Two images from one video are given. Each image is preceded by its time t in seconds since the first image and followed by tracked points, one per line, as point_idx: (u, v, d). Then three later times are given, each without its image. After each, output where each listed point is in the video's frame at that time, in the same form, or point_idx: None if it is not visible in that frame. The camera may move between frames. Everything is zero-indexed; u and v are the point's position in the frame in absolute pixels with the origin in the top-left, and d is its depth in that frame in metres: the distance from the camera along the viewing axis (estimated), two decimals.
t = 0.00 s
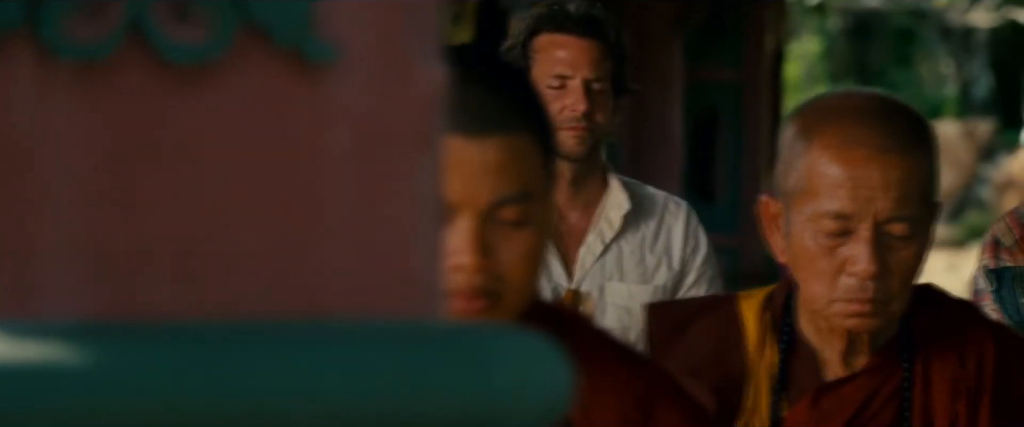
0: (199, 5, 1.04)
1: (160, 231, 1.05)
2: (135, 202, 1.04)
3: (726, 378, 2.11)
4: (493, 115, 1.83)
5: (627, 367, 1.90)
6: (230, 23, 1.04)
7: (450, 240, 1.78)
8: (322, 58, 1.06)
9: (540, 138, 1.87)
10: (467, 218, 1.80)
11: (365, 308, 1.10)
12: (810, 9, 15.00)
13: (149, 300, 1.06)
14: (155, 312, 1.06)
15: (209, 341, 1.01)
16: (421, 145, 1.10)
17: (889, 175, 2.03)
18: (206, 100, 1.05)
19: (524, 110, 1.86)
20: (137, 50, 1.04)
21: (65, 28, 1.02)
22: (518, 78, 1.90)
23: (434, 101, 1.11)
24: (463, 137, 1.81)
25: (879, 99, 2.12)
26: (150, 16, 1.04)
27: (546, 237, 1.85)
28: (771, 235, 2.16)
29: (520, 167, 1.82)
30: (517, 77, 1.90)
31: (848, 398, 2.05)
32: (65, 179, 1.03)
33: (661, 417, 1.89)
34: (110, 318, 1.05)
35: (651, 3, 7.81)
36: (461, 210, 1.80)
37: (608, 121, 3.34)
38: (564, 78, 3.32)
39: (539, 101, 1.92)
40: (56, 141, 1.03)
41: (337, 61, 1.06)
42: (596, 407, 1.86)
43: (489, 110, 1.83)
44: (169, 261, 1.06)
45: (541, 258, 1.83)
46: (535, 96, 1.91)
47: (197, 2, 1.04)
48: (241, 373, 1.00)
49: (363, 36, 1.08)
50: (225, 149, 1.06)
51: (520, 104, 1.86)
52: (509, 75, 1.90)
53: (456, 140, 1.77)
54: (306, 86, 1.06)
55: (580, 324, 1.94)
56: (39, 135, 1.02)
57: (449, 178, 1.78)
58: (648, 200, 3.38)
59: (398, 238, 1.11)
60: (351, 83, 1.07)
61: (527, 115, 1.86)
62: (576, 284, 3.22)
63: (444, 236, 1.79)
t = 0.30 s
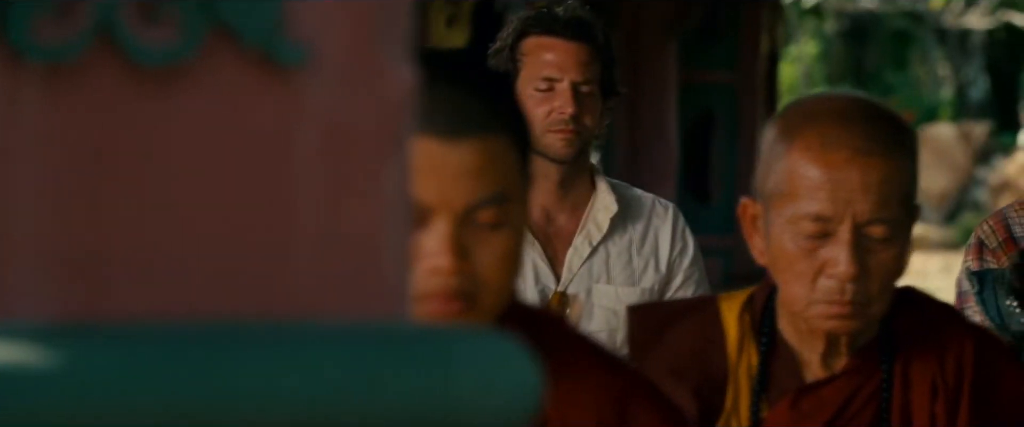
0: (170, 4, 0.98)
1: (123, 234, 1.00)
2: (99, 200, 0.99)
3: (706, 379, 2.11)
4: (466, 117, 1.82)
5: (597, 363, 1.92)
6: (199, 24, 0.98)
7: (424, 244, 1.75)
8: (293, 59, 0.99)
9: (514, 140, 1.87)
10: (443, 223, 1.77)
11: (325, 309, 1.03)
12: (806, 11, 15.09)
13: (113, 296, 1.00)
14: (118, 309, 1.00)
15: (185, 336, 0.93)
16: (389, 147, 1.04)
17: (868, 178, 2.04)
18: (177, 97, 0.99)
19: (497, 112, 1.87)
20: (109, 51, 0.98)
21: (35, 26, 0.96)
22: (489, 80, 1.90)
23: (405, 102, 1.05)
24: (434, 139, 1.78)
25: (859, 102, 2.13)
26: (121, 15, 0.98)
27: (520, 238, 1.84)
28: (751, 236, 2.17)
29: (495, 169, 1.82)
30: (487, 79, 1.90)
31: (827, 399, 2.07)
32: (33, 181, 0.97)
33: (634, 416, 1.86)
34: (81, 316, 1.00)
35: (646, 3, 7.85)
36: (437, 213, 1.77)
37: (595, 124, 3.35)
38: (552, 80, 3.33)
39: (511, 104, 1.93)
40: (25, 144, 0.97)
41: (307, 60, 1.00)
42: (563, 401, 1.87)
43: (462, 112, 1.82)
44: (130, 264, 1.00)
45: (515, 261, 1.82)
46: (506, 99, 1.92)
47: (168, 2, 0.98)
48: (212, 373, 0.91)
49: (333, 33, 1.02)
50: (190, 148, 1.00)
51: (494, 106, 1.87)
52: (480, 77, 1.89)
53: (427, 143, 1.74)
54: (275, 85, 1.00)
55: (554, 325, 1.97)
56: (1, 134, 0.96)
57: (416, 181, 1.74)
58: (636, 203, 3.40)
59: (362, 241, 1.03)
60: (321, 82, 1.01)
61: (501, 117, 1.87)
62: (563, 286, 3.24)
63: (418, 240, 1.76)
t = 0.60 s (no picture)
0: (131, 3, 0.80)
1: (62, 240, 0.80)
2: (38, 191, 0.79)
3: (684, 381, 2.10)
4: (434, 121, 1.81)
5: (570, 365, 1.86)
6: (161, 23, 0.81)
7: (396, 246, 1.72)
8: (253, 62, 0.82)
9: (484, 145, 1.85)
10: (414, 226, 1.74)
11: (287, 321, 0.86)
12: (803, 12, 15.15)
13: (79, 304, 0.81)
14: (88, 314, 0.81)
15: (185, 336, 0.79)
16: (353, 151, 0.88)
17: (844, 181, 2.04)
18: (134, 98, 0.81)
19: (467, 115, 1.85)
20: (66, 52, 0.79)
21: None
22: (457, 84, 1.89)
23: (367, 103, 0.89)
24: (400, 142, 1.77)
25: (834, 105, 2.13)
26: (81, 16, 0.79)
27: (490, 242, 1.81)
28: (728, 239, 2.18)
29: (467, 173, 1.80)
30: (456, 84, 1.89)
31: (804, 401, 2.07)
32: None
33: (604, 417, 1.79)
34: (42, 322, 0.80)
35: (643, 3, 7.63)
36: (408, 215, 1.75)
37: (581, 126, 3.36)
38: (538, 83, 3.33)
39: (480, 108, 1.91)
40: None
41: (268, 63, 0.82)
42: (532, 405, 1.80)
43: (429, 116, 1.81)
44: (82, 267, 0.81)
45: (488, 264, 1.79)
46: (476, 104, 1.90)
47: None
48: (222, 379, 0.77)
49: (293, 30, 0.84)
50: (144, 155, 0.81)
51: (462, 110, 1.85)
52: (448, 80, 1.88)
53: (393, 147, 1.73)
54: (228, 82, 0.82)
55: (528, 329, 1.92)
56: None
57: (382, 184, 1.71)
58: (621, 205, 3.41)
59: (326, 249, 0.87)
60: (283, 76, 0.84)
61: (470, 119, 1.85)
62: (549, 288, 3.24)
63: (387, 243, 1.73)
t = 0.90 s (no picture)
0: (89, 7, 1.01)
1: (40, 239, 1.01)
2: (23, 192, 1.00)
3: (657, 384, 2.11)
4: (398, 116, 1.62)
5: (537, 363, 1.69)
6: (118, 25, 1.01)
7: (362, 249, 1.57)
8: (213, 64, 1.03)
9: (457, 142, 1.68)
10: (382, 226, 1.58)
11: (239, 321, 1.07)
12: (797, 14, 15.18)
13: (49, 297, 1.02)
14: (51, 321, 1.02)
15: (171, 330, 1.04)
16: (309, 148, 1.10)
17: (819, 183, 2.04)
18: (91, 100, 1.01)
19: (438, 110, 1.67)
20: (22, 53, 0.99)
21: None
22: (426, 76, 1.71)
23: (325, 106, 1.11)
24: (360, 138, 1.58)
25: (811, 107, 2.14)
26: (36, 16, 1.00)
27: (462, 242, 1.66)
28: (704, 241, 2.18)
29: (438, 173, 1.62)
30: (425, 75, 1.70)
31: (779, 402, 2.08)
32: None
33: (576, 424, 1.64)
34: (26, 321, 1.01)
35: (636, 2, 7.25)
36: (373, 216, 1.58)
37: (567, 127, 3.35)
38: (525, 84, 3.34)
39: (452, 102, 1.73)
40: None
41: (227, 65, 1.03)
42: (501, 409, 1.63)
43: (392, 111, 1.62)
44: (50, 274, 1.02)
45: (458, 267, 1.64)
46: (449, 99, 1.72)
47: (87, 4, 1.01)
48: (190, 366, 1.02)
49: (247, 34, 1.05)
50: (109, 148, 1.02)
51: (432, 104, 1.66)
52: (415, 71, 1.70)
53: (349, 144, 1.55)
54: (188, 86, 1.03)
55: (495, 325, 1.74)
56: None
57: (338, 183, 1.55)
58: (606, 207, 3.42)
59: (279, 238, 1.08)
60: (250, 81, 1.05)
61: (442, 114, 1.67)
62: (533, 290, 3.24)
63: (350, 246, 1.57)
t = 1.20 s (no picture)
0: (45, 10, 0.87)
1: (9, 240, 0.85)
2: None
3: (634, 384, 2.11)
4: (362, 117, 1.63)
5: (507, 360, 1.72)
6: (75, 28, 0.86)
7: (331, 250, 1.55)
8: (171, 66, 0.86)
9: (423, 143, 1.68)
10: (352, 227, 1.58)
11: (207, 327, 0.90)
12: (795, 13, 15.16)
13: (48, 296, 0.85)
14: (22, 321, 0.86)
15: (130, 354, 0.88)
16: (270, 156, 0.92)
17: (795, 185, 2.04)
18: (39, 103, 0.84)
19: (404, 111, 1.67)
20: None
21: None
22: (392, 77, 1.71)
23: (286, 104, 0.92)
24: (325, 137, 1.55)
25: (787, 109, 2.13)
26: None
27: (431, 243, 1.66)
28: (680, 241, 2.18)
29: (404, 173, 1.63)
30: (392, 76, 1.71)
31: (755, 403, 2.08)
32: None
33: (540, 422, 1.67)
34: None
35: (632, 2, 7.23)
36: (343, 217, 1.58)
37: (552, 127, 3.34)
38: (509, 84, 3.34)
39: (419, 104, 1.73)
40: None
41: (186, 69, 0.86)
42: (469, 407, 1.63)
43: (355, 112, 1.63)
44: (30, 272, 0.84)
45: (427, 268, 1.64)
46: (415, 101, 1.73)
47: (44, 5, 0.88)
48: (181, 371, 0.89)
49: (203, 33, 0.87)
50: (53, 153, 0.85)
51: (398, 105, 1.67)
52: (381, 72, 1.70)
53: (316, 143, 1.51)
54: (143, 86, 0.86)
55: (469, 329, 1.75)
56: None
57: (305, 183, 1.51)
58: (591, 208, 3.42)
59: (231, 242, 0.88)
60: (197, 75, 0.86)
61: (408, 115, 1.68)
62: (518, 290, 3.25)
63: (319, 248, 1.54)
